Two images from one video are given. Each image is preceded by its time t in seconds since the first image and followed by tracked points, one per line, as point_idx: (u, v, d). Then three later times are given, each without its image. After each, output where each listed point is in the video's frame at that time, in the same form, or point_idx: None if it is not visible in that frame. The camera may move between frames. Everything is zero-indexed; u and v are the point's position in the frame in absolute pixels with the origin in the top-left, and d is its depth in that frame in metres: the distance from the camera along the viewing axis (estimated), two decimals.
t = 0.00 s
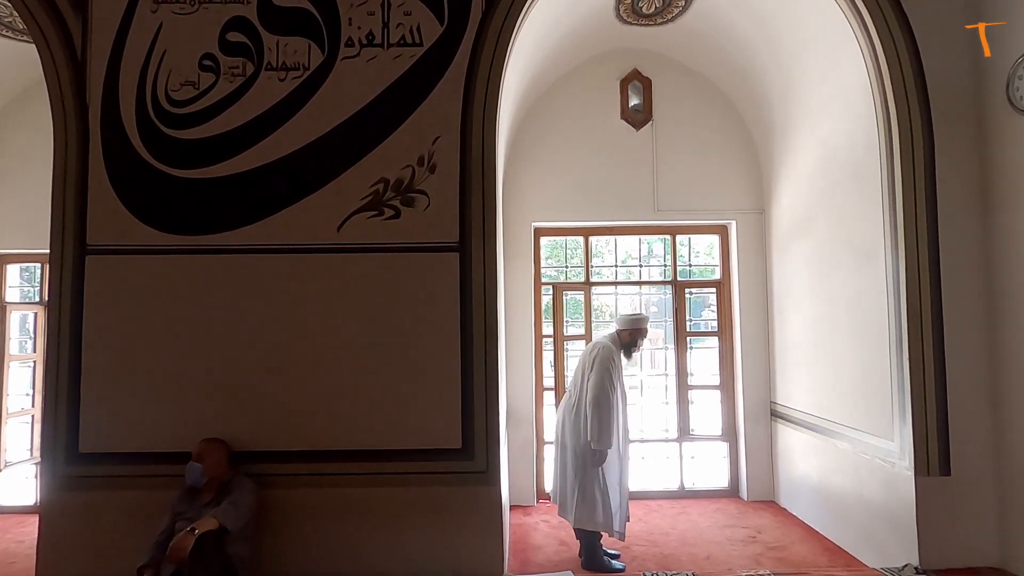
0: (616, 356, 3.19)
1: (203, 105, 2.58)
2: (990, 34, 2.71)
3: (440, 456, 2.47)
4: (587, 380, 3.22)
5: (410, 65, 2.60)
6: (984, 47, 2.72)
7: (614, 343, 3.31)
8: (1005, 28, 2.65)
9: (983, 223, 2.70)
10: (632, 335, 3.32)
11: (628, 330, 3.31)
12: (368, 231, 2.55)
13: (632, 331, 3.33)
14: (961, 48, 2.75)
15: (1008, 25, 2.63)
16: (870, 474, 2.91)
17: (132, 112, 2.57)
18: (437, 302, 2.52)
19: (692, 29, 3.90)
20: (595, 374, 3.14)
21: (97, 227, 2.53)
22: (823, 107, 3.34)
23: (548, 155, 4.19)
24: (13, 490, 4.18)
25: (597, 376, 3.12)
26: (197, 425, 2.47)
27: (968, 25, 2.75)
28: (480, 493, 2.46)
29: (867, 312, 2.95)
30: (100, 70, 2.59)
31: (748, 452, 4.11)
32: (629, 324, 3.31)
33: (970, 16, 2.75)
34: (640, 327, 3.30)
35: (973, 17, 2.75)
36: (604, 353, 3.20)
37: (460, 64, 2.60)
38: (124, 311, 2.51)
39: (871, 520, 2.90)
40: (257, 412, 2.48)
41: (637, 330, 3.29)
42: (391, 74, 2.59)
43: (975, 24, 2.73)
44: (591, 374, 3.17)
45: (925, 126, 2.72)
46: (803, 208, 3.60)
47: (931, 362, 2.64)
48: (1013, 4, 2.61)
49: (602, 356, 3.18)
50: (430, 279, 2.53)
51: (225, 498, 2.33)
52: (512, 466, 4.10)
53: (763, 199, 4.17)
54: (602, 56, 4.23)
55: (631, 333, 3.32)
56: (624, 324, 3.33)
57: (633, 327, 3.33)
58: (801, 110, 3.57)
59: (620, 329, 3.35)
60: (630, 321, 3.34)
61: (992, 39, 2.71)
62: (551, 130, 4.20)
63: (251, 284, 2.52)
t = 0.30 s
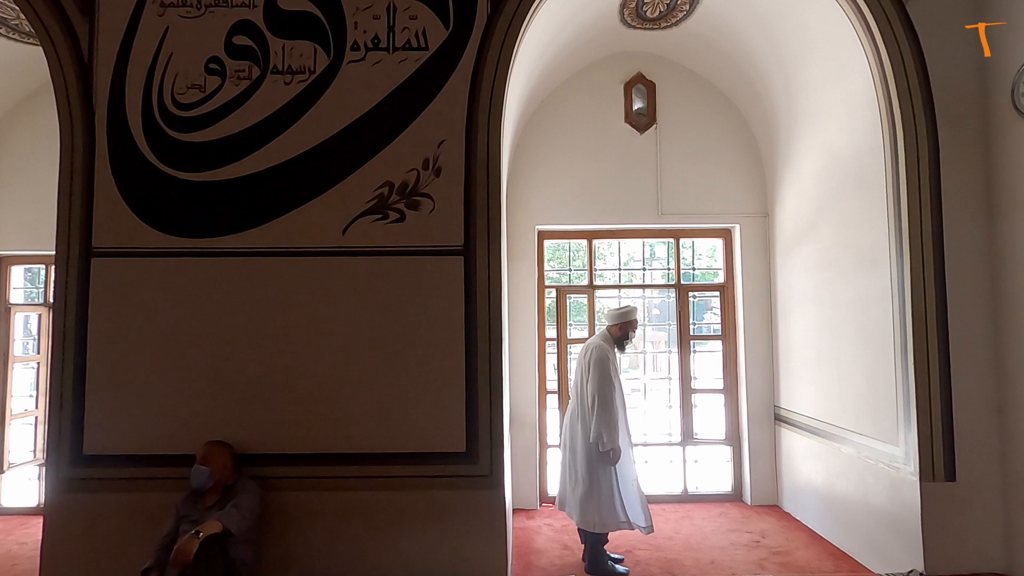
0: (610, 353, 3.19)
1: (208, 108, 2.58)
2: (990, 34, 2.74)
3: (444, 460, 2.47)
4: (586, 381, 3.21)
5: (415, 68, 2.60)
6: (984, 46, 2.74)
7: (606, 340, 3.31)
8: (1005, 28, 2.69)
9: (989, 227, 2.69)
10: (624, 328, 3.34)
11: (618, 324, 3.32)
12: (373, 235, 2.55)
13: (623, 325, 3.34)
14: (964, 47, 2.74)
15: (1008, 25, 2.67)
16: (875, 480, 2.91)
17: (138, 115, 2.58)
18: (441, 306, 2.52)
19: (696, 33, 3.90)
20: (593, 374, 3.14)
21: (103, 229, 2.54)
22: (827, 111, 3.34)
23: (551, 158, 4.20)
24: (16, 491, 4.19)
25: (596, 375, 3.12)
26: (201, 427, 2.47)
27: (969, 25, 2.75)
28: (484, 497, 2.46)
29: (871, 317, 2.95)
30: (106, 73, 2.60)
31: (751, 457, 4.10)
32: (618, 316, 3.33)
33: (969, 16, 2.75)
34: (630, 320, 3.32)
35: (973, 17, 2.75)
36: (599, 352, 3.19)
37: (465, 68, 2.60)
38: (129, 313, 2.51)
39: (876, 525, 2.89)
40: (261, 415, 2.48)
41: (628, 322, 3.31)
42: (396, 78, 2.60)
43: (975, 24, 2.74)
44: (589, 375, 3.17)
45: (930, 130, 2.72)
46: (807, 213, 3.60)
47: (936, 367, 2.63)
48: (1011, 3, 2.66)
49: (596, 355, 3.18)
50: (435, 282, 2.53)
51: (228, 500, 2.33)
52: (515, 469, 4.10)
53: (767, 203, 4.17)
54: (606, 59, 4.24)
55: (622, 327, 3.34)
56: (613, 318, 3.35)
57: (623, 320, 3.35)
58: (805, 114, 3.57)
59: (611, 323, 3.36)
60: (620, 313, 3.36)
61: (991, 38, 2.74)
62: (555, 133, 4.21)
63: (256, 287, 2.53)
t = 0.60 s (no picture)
0: (609, 351, 3.22)
1: (219, 112, 2.61)
2: (990, 34, 2.76)
3: (452, 460, 2.49)
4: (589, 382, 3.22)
5: (424, 72, 2.63)
6: (984, 46, 2.75)
7: (604, 339, 3.31)
8: (1005, 28, 2.74)
9: (995, 229, 2.70)
10: (620, 326, 3.36)
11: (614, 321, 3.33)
12: (382, 237, 2.57)
13: (619, 323, 3.36)
14: (966, 46, 2.75)
15: (1009, 25, 2.71)
16: (881, 481, 2.91)
17: (151, 118, 2.61)
18: (450, 307, 2.54)
19: (702, 35, 3.92)
20: (597, 374, 3.16)
21: (115, 231, 2.57)
22: (833, 113, 3.35)
23: (558, 159, 4.21)
24: (27, 490, 4.23)
25: (599, 375, 3.14)
26: (212, 427, 2.50)
27: (969, 25, 2.76)
28: (492, 497, 2.48)
29: (878, 319, 2.96)
30: (118, 76, 2.63)
31: (757, 458, 4.11)
32: (613, 314, 3.34)
33: (969, 16, 2.76)
34: (625, 317, 3.33)
35: (973, 17, 2.76)
36: (599, 350, 3.21)
37: (474, 71, 2.62)
38: (141, 314, 2.54)
39: (882, 527, 2.90)
40: (271, 415, 2.50)
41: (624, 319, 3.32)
42: (405, 81, 2.62)
43: (976, 25, 2.75)
44: (592, 375, 3.18)
45: (937, 133, 2.72)
46: (813, 214, 3.60)
47: (942, 369, 2.64)
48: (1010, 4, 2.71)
49: (596, 354, 3.20)
50: (443, 284, 2.55)
51: (239, 499, 2.35)
52: (521, 470, 4.11)
53: (773, 204, 4.17)
54: (612, 61, 4.25)
55: (619, 325, 3.35)
56: (609, 316, 3.35)
57: (619, 318, 3.36)
58: (812, 116, 3.58)
59: (606, 321, 3.37)
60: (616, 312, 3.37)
61: (991, 38, 2.76)
62: (561, 135, 4.23)
63: (265, 289, 2.55)
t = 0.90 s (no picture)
0: (620, 351, 3.24)
1: (233, 114, 2.65)
2: (990, 34, 2.77)
3: (462, 457, 2.52)
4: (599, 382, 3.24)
5: (434, 73, 2.66)
6: (984, 46, 2.76)
7: (615, 340, 3.34)
8: (1004, 29, 2.75)
9: (1002, 228, 2.71)
10: (633, 328, 3.37)
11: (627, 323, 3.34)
12: (393, 237, 2.61)
13: (631, 326, 3.37)
14: (966, 46, 2.75)
15: (1009, 26, 2.73)
16: (888, 479, 2.93)
17: (166, 120, 2.65)
18: (460, 306, 2.57)
19: (710, 35, 3.93)
20: (607, 374, 3.19)
21: (131, 231, 2.61)
22: (841, 112, 3.36)
23: (566, 159, 4.24)
24: (41, 486, 4.28)
25: (610, 375, 3.18)
26: (226, 424, 2.54)
27: (968, 25, 2.76)
28: (502, 494, 2.51)
29: (885, 318, 2.97)
30: (133, 78, 2.67)
31: (764, 456, 4.13)
32: (626, 317, 3.34)
33: (970, 16, 2.76)
34: (638, 320, 3.33)
35: (972, 17, 2.77)
36: (610, 350, 3.24)
37: (483, 73, 2.65)
38: (157, 313, 2.58)
39: (889, 524, 2.92)
40: (284, 413, 2.54)
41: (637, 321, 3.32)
42: (415, 82, 2.65)
43: (975, 25, 2.76)
44: (603, 374, 3.21)
45: (944, 132, 2.73)
46: (820, 214, 3.61)
47: (949, 368, 2.66)
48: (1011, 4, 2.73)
49: (607, 354, 3.23)
50: (454, 283, 2.58)
51: (255, 495, 2.40)
52: (528, 467, 4.15)
53: (780, 203, 4.19)
54: (619, 61, 4.27)
55: (631, 327, 3.36)
56: (621, 318, 3.37)
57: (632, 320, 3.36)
58: (819, 115, 3.59)
59: (619, 323, 3.39)
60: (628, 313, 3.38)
61: (991, 38, 2.77)
62: (568, 134, 4.25)
63: (278, 288, 2.59)
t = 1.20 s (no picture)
0: (642, 360, 3.22)
1: (246, 114, 2.69)
2: (990, 34, 2.77)
3: (473, 451, 2.56)
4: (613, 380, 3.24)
5: (444, 73, 2.69)
6: (984, 46, 2.77)
7: (642, 348, 3.33)
8: (1004, 29, 2.77)
9: (1010, 224, 2.72)
10: (666, 345, 3.37)
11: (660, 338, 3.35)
12: (405, 235, 2.64)
13: (664, 342, 3.38)
14: (964, 47, 2.76)
15: (1008, 26, 2.75)
16: (895, 473, 2.96)
17: (181, 120, 2.70)
18: (471, 302, 2.61)
19: (717, 32, 3.94)
20: (624, 376, 3.18)
21: (148, 230, 2.66)
22: (848, 109, 3.37)
23: (574, 156, 4.26)
24: (60, 480, 4.36)
25: (626, 378, 3.17)
26: (242, 419, 2.59)
27: (968, 25, 2.77)
28: (512, 488, 2.55)
29: (893, 314, 2.99)
30: (148, 79, 2.71)
31: (771, 451, 4.15)
32: (662, 331, 3.35)
33: (969, 16, 2.77)
34: (673, 339, 3.34)
35: (972, 17, 2.77)
36: (632, 356, 3.22)
37: (492, 72, 2.68)
38: (173, 310, 2.63)
39: (895, 518, 2.95)
40: (299, 408, 2.59)
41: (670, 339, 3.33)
42: (425, 82, 2.68)
43: (975, 25, 2.77)
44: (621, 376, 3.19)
45: (952, 127, 2.74)
46: (828, 210, 3.63)
47: (956, 362, 2.67)
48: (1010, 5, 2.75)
49: (629, 357, 3.21)
50: (464, 281, 2.62)
51: (271, 488, 2.44)
52: (537, 462, 4.19)
53: (787, 199, 4.20)
54: (626, 58, 4.28)
55: (663, 342, 3.37)
56: (655, 330, 3.37)
57: (665, 335, 3.37)
58: (827, 112, 3.60)
59: (652, 334, 3.39)
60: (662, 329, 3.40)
61: (991, 38, 2.77)
62: (576, 131, 4.27)
63: (292, 285, 2.63)
